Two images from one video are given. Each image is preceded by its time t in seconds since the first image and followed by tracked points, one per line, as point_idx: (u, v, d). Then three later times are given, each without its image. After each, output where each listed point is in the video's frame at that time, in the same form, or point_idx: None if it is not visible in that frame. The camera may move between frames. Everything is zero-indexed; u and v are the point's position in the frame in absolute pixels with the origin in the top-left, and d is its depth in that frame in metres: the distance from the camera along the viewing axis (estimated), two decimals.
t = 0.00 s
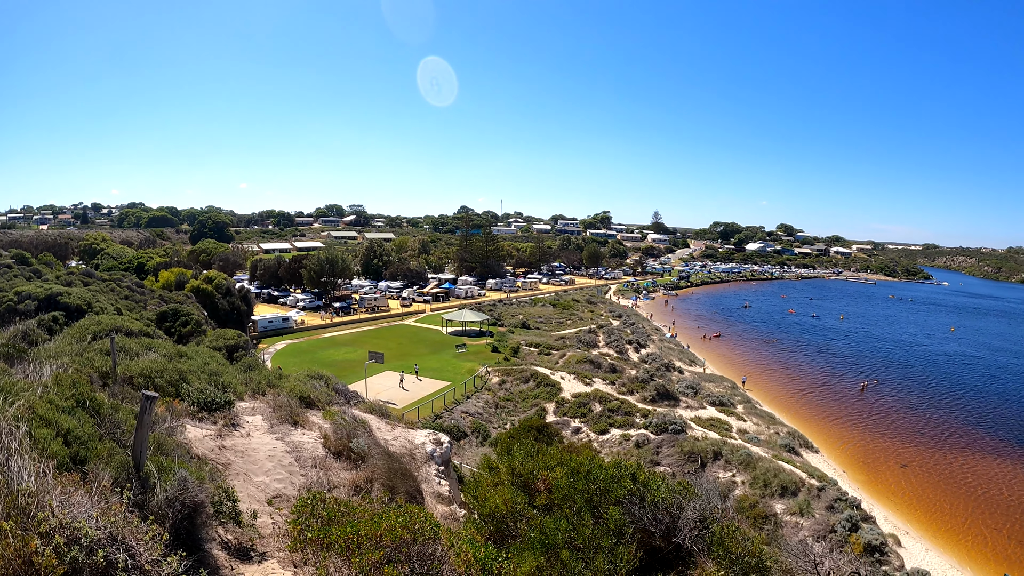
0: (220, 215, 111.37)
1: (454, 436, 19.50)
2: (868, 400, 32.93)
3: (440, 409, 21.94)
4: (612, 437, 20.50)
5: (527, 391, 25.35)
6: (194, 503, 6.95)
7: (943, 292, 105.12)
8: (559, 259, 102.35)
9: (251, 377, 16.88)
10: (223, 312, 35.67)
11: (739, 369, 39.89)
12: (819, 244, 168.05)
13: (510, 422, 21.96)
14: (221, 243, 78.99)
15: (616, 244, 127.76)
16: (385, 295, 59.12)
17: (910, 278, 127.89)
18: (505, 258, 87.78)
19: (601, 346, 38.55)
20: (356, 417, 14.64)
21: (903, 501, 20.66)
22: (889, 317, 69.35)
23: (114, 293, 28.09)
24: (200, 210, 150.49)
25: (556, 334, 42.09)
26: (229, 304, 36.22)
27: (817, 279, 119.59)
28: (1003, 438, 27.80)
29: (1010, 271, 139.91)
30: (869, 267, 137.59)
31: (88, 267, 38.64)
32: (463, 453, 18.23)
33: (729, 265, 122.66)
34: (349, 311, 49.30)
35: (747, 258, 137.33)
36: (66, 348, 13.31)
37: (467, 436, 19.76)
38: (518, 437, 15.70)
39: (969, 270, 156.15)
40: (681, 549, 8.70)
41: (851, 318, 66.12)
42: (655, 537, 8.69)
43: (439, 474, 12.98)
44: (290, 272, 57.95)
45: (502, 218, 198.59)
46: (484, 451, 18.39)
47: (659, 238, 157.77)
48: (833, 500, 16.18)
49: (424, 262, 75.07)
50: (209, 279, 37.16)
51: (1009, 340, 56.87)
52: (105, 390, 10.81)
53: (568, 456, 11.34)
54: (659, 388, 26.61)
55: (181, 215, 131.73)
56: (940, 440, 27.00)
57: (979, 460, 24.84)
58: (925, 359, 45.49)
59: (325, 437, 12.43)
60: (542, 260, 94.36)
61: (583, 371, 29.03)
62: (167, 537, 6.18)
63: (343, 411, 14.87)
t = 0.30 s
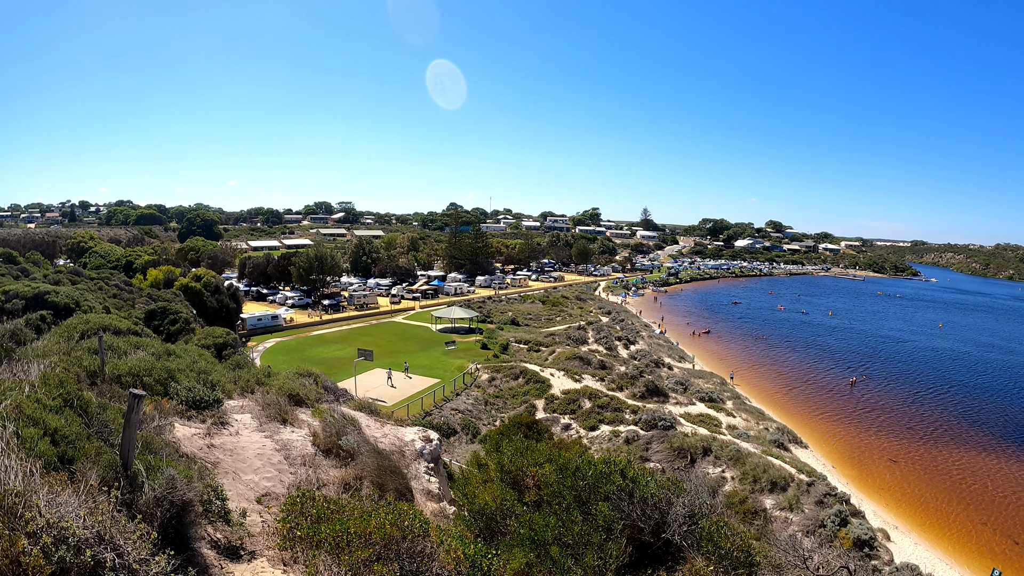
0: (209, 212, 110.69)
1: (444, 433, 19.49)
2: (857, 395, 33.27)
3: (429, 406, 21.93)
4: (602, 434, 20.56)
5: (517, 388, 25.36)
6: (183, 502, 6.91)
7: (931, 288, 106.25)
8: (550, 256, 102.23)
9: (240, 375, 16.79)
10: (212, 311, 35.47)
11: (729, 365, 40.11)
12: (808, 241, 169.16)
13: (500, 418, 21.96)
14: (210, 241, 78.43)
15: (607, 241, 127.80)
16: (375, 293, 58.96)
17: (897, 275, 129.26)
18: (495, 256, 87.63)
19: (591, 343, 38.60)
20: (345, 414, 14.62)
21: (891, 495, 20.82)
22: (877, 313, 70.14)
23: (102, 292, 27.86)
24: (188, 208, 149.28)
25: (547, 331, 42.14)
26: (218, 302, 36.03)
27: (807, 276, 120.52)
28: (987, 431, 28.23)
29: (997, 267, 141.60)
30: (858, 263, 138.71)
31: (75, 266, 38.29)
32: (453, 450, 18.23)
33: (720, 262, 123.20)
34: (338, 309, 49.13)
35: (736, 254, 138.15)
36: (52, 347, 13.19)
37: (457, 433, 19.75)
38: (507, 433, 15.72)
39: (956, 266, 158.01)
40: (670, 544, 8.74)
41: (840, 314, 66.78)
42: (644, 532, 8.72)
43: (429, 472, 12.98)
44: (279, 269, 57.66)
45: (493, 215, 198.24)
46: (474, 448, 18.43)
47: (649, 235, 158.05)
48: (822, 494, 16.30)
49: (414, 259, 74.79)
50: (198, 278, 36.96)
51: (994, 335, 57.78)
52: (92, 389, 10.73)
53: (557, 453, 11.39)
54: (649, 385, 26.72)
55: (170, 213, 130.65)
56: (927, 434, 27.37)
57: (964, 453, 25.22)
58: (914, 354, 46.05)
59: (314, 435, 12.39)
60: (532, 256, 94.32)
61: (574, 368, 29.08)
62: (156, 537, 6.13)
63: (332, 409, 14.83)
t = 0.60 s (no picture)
0: (207, 212, 110.83)
1: (442, 432, 19.47)
2: (854, 394, 33.33)
3: (427, 405, 21.93)
4: (600, 433, 20.59)
5: (515, 387, 25.39)
6: (181, 502, 6.90)
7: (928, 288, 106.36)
8: (548, 255, 102.16)
9: (238, 375, 16.77)
10: (210, 310, 35.45)
11: (727, 364, 40.13)
12: (806, 241, 169.30)
13: (498, 418, 21.95)
14: (208, 240, 78.43)
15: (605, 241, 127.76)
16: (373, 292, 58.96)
17: (896, 274, 129.39)
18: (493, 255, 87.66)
19: (589, 342, 38.61)
20: (343, 414, 14.62)
21: (889, 496, 20.81)
22: (875, 312, 70.25)
23: (100, 291, 27.82)
24: (186, 207, 149.22)
25: (545, 330, 42.16)
26: (216, 301, 36.00)
27: (805, 275, 120.60)
28: (984, 431, 28.30)
29: (995, 267, 141.72)
30: (856, 263, 138.65)
31: (74, 265, 38.28)
32: (451, 450, 18.25)
33: (718, 262, 123.26)
34: (337, 308, 49.10)
35: (735, 254, 138.21)
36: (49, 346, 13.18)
37: (455, 433, 19.73)
38: (505, 433, 15.71)
39: (954, 265, 158.09)
40: (667, 544, 8.68)
41: (838, 314, 66.83)
42: (641, 532, 8.70)
43: (427, 471, 12.97)
44: (277, 268, 57.64)
45: (492, 214, 198.04)
46: (473, 448, 18.44)
47: (647, 234, 158.03)
48: (820, 494, 16.32)
49: (412, 258, 74.76)
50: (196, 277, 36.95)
51: (991, 335, 57.91)
52: (90, 388, 10.71)
53: (554, 452, 11.38)
54: (647, 384, 26.77)
55: (168, 212, 130.63)
56: (924, 433, 27.44)
57: (961, 452, 25.28)
58: (911, 354, 46.15)
59: (312, 434, 12.37)
60: (530, 256, 94.29)
61: (572, 367, 29.08)
62: (154, 536, 6.13)
63: (329, 408, 14.81)
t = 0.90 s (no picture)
0: (208, 211, 111.07)
1: (442, 432, 19.47)
2: (855, 394, 33.29)
3: (428, 405, 21.94)
4: (601, 432, 20.61)
5: (515, 387, 25.40)
6: (182, 501, 6.90)
7: (929, 288, 106.24)
8: (548, 255, 102.02)
9: (239, 374, 16.77)
10: (211, 310, 35.46)
11: (727, 364, 40.08)
12: (807, 240, 169.15)
13: (498, 417, 21.93)
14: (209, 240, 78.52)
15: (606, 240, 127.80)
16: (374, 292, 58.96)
17: (897, 274, 129.22)
18: (494, 255, 87.67)
19: (589, 342, 38.60)
20: (344, 413, 14.64)
21: (890, 496, 20.76)
22: (876, 312, 70.16)
23: (101, 290, 27.85)
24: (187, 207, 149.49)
25: (546, 330, 42.15)
26: (217, 301, 36.03)
27: (806, 275, 120.47)
28: (985, 431, 28.27)
29: (996, 267, 141.51)
30: (857, 263, 138.42)
31: (75, 265, 38.32)
32: (452, 449, 18.25)
33: (719, 261, 123.13)
34: (337, 308, 49.10)
35: (736, 254, 138.08)
36: (51, 346, 13.19)
37: (455, 432, 19.73)
38: (506, 432, 15.72)
39: (956, 265, 157.74)
40: (668, 543, 8.68)
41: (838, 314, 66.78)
42: (642, 532, 8.70)
43: (428, 470, 12.98)
44: (278, 268, 57.64)
45: (492, 213, 197.85)
46: (473, 447, 18.45)
47: (647, 234, 157.82)
48: (821, 494, 16.32)
49: (412, 258, 74.73)
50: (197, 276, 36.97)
51: (992, 335, 57.83)
52: (91, 387, 10.72)
53: (555, 452, 11.38)
54: (647, 383, 26.80)
55: (169, 211, 130.92)
56: (924, 433, 27.40)
57: (961, 452, 25.25)
58: (912, 354, 46.10)
59: (312, 434, 12.37)
60: (530, 255, 94.23)
61: (572, 367, 29.06)
62: (154, 535, 6.14)
63: (330, 408, 14.83)
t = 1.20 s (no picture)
0: (210, 211, 111.28)
1: (444, 432, 19.47)
2: (857, 395, 33.23)
3: (430, 404, 21.94)
4: (603, 432, 20.62)
5: (518, 386, 25.40)
6: (185, 500, 6.91)
7: (931, 288, 106.11)
8: (550, 255, 102.00)
9: (241, 374, 16.77)
10: (213, 309, 35.48)
11: (729, 364, 40.02)
12: (809, 240, 168.98)
13: (501, 417, 21.94)
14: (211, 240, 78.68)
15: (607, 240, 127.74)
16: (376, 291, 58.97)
17: (899, 274, 128.88)
18: (496, 254, 87.66)
19: (591, 342, 38.58)
20: (346, 413, 14.66)
21: (891, 496, 20.75)
22: (878, 312, 69.97)
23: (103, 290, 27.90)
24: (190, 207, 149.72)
25: (548, 330, 42.12)
26: (219, 300, 36.07)
27: (808, 275, 120.25)
28: (986, 431, 28.27)
29: (998, 267, 141.27)
30: (859, 263, 138.26)
31: (77, 264, 38.37)
32: (454, 449, 18.27)
33: (721, 261, 122.95)
34: (339, 307, 49.12)
35: (738, 253, 137.88)
36: (54, 346, 13.22)
37: (457, 432, 19.75)
38: (509, 432, 15.74)
39: (958, 265, 157.26)
40: (670, 543, 8.72)
41: (840, 314, 66.68)
42: (645, 532, 8.72)
43: (430, 470, 12.98)
44: (280, 267, 57.69)
45: (493, 212, 197.72)
46: (475, 447, 18.45)
47: (649, 234, 157.72)
48: (823, 494, 16.31)
49: (414, 257, 74.76)
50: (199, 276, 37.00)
51: (994, 335, 57.67)
52: (95, 387, 10.74)
53: (557, 451, 11.38)
54: (649, 384, 26.78)
55: (172, 211, 131.23)
56: (927, 433, 27.32)
57: (964, 453, 25.18)
58: (914, 354, 46.01)
59: (315, 433, 12.38)
60: (532, 255, 94.21)
61: (574, 367, 29.05)
62: (158, 535, 6.14)
63: (333, 408, 14.84)
